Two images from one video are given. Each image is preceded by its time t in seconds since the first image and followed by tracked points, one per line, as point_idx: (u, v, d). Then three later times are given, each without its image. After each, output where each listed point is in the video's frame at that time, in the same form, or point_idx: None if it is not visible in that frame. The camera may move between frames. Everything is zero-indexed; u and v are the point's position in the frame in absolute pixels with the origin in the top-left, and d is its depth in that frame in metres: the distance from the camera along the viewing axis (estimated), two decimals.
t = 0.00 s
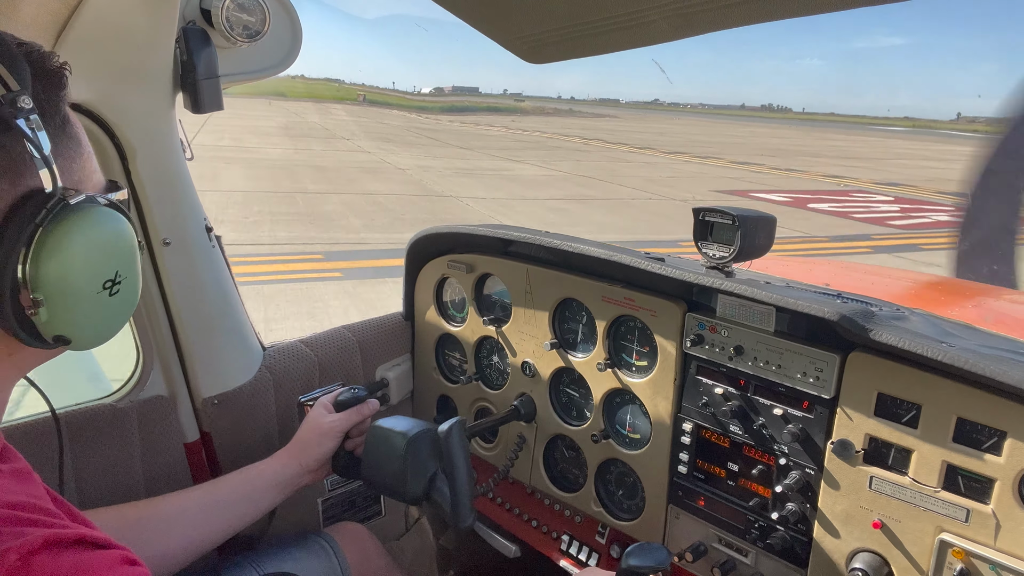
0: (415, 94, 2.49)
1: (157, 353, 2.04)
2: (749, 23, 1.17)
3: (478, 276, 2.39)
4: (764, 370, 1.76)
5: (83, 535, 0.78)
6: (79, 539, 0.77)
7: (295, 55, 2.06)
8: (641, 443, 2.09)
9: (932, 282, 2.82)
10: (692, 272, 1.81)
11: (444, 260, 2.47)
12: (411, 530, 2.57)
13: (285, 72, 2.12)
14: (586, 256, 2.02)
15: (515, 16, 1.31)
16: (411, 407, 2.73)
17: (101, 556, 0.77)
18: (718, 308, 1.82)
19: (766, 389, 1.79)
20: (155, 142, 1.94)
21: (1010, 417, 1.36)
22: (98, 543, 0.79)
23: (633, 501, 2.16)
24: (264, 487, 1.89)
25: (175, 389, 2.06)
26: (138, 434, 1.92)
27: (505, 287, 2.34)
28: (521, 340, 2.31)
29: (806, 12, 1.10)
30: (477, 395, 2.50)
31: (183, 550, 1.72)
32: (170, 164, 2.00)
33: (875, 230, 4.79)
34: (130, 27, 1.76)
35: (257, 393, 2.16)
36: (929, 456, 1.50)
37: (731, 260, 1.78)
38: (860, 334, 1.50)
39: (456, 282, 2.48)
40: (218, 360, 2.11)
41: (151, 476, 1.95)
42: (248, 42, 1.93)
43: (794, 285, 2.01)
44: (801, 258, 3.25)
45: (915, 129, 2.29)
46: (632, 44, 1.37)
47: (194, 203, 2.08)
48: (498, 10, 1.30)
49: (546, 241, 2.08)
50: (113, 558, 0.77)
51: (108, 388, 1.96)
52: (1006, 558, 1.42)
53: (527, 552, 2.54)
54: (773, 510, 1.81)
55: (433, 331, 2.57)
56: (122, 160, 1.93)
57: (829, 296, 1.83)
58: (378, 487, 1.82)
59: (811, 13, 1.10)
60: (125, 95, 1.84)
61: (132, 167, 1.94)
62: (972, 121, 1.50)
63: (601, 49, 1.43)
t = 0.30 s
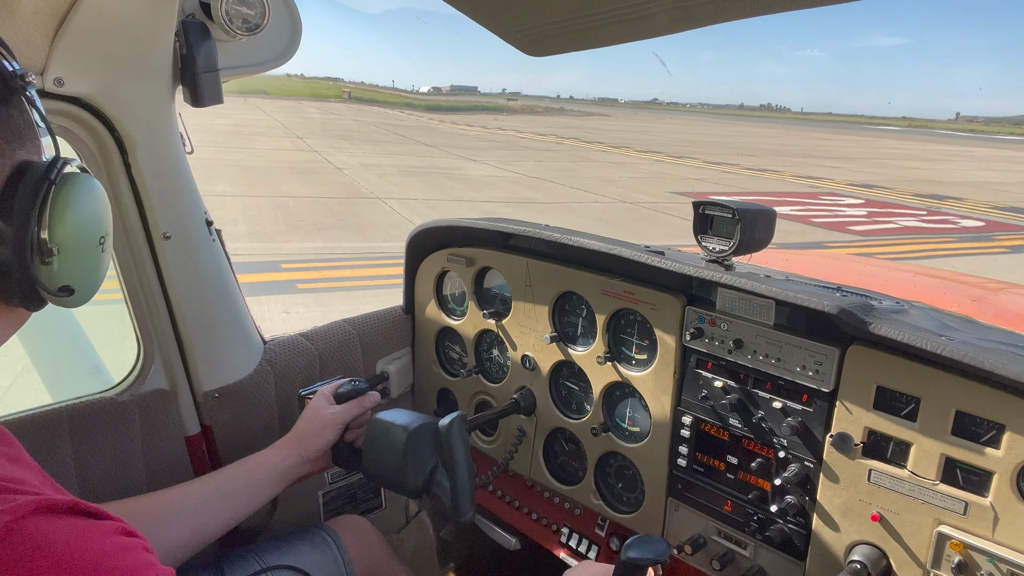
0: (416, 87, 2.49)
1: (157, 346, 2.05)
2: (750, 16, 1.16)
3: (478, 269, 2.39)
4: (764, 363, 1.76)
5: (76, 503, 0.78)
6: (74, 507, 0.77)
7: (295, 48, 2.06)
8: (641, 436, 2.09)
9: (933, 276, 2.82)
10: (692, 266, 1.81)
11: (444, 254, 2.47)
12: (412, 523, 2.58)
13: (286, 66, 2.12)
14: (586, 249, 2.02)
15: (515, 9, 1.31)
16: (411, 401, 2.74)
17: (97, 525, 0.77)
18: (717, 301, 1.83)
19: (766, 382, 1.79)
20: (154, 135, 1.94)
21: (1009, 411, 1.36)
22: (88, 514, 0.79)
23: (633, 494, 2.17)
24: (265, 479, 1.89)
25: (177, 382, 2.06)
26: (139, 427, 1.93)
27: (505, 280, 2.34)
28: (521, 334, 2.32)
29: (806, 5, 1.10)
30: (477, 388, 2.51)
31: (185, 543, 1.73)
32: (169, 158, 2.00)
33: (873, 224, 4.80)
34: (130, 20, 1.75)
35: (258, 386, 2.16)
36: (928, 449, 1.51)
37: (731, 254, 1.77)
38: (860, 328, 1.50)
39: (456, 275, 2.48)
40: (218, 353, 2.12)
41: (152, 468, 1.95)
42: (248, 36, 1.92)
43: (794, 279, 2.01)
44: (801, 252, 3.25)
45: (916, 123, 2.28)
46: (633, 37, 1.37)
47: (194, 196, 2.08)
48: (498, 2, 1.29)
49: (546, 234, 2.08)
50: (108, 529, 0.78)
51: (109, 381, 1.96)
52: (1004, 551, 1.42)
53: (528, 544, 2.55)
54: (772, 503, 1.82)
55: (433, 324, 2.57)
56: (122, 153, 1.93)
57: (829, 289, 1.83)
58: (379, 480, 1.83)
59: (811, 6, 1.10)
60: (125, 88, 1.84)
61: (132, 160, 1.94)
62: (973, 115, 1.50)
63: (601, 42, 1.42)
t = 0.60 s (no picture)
0: (416, 95, 2.49)
1: (159, 355, 2.05)
2: (751, 21, 1.16)
3: (480, 276, 2.39)
4: (768, 368, 1.76)
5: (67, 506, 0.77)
6: (63, 510, 0.77)
7: (296, 56, 2.06)
8: (645, 442, 2.08)
9: (936, 279, 2.81)
10: (695, 271, 1.81)
11: (446, 261, 2.47)
12: (416, 531, 2.56)
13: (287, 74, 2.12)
14: (588, 255, 2.01)
15: (516, 15, 1.31)
16: (414, 408, 2.73)
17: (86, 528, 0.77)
18: (722, 306, 1.82)
19: (771, 387, 1.78)
20: (155, 144, 1.94)
21: (1016, 414, 1.36)
22: (87, 517, 0.79)
23: (638, 501, 2.16)
24: (268, 488, 1.89)
25: (179, 391, 2.06)
26: (142, 437, 1.92)
27: (508, 287, 2.34)
28: (524, 340, 2.31)
29: (807, 10, 1.09)
30: (480, 395, 2.50)
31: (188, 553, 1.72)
32: (170, 167, 2.00)
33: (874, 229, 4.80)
34: (130, 31, 1.75)
35: (260, 395, 2.16)
36: (934, 453, 1.50)
37: (734, 259, 1.77)
38: (864, 332, 1.50)
39: (458, 282, 2.48)
40: (221, 361, 2.11)
41: (156, 479, 1.95)
42: (248, 44, 1.92)
43: (798, 283, 2.00)
44: (804, 256, 3.24)
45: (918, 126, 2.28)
46: (633, 42, 1.37)
47: (195, 205, 2.08)
48: (498, 9, 1.29)
49: (548, 240, 2.08)
50: (100, 534, 0.77)
51: (112, 391, 1.96)
52: (1012, 555, 1.41)
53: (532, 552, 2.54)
54: (778, 509, 1.81)
55: (436, 331, 2.57)
56: (123, 163, 1.93)
57: (832, 294, 1.82)
58: (382, 488, 1.82)
59: (812, 11, 1.09)
60: (125, 97, 1.84)
61: (133, 170, 1.94)
62: (976, 118, 1.49)
63: (602, 48, 1.42)
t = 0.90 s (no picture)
0: (415, 90, 2.49)
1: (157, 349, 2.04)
2: (751, 18, 1.16)
3: (478, 272, 2.39)
4: (764, 365, 1.76)
5: (57, 481, 0.78)
6: (54, 484, 0.77)
7: (295, 50, 2.06)
8: (641, 438, 2.09)
9: (933, 278, 2.82)
10: (693, 268, 1.81)
11: (444, 256, 2.47)
12: (411, 525, 2.57)
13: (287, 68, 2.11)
14: (585, 251, 2.02)
15: (517, 10, 1.31)
16: (411, 403, 2.74)
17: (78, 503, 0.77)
18: (718, 303, 1.83)
19: (766, 384, 1.79)
20: (155, 137, 1.94)
21: (1010, 412, 1.36)
22: (74, 491, 0.79)
23: (633, 496, 2.17)
24: (264, 481, 1.89)
25: (176, 386, 2.05)
26: (139, 429, 1.92)
27: (505, 282, 2.34)
28: (521, 336, 2.32)
29: (807, 7, 1.09)
30: (477, 390, 2.51)
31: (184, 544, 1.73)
32: (169, 160, 2.00)
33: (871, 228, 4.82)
34: (130, 23, 1.75)
35: (257, 388, 2.16)
36: (928, 451, 1.50)
37: (731, 256, 1.77)
38: (860, 330, 1.50)
39: (456, 277, 2.48)
40: (218, 355, 2.12)
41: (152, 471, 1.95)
42: (248, 37, 1.92)
43: (794, 281, 2.01)
44: (801, 254, 3.24)
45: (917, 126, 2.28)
46: (633, 39, 1.37)
47: (193, 199, 2.08)
48: (498, 5, 1.29)
49: (546, 236, 2.08)
50: (88, 506, 0.78)
51: (109, 384, 1.98)
52: (1005, 553, 1.42)
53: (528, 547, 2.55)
54: (772, 506, 1.82)
55: (433, 326, 2.57)
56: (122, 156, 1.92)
57: (829, 292, 1.83)
58: (379, 481, 1.82)
59: (813, 7, 1.09)
60: (125, 90, 1.84)
61: (132, 163, 1.93)
62: (974, 118, 1.50)
63: (602, 45, 1.42)
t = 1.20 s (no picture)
0: (414, 93, 2.49)
1: (157, 353, 2.04)
2: (751, 19, 1.16)
3: (478, 274, 2.39)
4: (765, 367, 1.76)
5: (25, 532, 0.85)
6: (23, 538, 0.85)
7: (295, 53, 2.05)
8: (643, 440, 2.09)
9: (933, 278, 2.82)
10: (693, 270, 1.81)
11: (444, 259, 2.47)
12: (413, 528, 2.57)
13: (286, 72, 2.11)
14: (586, 253, 2.02)
15: (516, 12, 1.31)
16: (412, 406, 2.73)
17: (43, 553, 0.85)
18: (719, 305, 1.83)
19: (768, 386, 1.79)
20: (155, 142, 1.94)
21: (1012, 413, 1.36)
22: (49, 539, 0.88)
23: (635, 499, 2.16)
24: (266, 485, 1.89)
25: (176, 390, 2.06)
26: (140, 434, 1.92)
27: (506, 285, 2.34)
28: (522, 338, 2.31)
29: (808, 8, 1.09)
30: (478, 393, 2.50)
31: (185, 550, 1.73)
32: (169, 164, 2.00)
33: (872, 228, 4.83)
34: (130, 29, 1.75)
35: (258, 393, 2.16)
36: (930, 452, 1.50)
37: (732, 257, 1.77)
38: (861, 331, 1.50)
39: (457, 280, 2.48)
40: (218, 359, 2.11)
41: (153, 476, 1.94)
42: (247, 41, 1.91)
43: (795, 282, 2.00)
44: (801, 255, 3.25)
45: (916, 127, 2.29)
46: (633, 40, 1.36)
47: (193, 203, 2.08)
48: (498, 8, 1.29)
49: (546, 239, 2.08)
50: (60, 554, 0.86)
51: (109, 388, 1.95)
52: (1007, 554, 1.42)
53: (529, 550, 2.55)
54: (774, 508, 1.82)
55: (433, 329, 2.57)
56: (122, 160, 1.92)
57: (830, 293, 1.82)
58: (381, 485, 1.82)
59: (814, 9, 1.09)
60: (124, 94, 1.84)
61: (132, 167, 1.93)
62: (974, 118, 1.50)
63: (601, 47, 1.42)
